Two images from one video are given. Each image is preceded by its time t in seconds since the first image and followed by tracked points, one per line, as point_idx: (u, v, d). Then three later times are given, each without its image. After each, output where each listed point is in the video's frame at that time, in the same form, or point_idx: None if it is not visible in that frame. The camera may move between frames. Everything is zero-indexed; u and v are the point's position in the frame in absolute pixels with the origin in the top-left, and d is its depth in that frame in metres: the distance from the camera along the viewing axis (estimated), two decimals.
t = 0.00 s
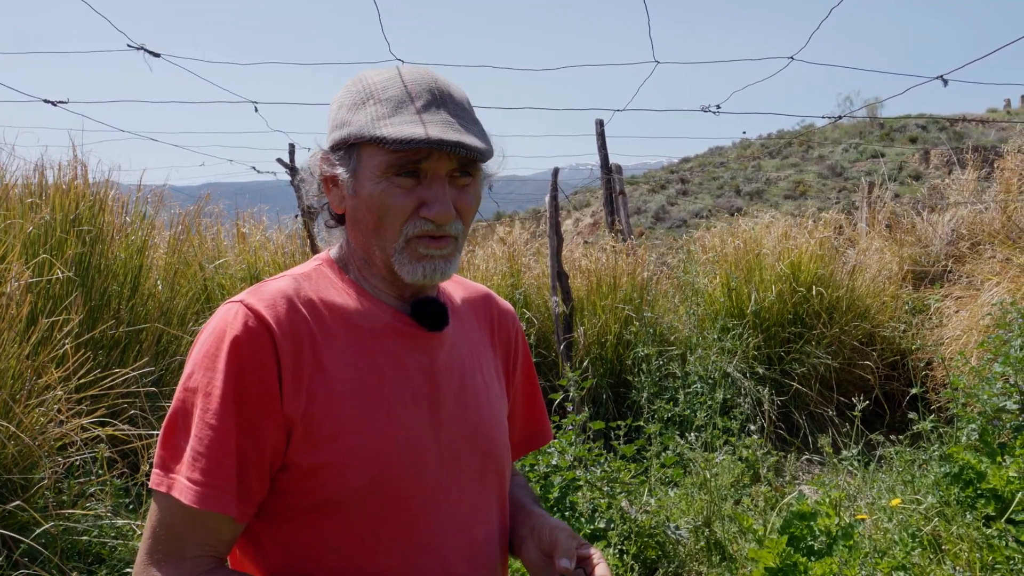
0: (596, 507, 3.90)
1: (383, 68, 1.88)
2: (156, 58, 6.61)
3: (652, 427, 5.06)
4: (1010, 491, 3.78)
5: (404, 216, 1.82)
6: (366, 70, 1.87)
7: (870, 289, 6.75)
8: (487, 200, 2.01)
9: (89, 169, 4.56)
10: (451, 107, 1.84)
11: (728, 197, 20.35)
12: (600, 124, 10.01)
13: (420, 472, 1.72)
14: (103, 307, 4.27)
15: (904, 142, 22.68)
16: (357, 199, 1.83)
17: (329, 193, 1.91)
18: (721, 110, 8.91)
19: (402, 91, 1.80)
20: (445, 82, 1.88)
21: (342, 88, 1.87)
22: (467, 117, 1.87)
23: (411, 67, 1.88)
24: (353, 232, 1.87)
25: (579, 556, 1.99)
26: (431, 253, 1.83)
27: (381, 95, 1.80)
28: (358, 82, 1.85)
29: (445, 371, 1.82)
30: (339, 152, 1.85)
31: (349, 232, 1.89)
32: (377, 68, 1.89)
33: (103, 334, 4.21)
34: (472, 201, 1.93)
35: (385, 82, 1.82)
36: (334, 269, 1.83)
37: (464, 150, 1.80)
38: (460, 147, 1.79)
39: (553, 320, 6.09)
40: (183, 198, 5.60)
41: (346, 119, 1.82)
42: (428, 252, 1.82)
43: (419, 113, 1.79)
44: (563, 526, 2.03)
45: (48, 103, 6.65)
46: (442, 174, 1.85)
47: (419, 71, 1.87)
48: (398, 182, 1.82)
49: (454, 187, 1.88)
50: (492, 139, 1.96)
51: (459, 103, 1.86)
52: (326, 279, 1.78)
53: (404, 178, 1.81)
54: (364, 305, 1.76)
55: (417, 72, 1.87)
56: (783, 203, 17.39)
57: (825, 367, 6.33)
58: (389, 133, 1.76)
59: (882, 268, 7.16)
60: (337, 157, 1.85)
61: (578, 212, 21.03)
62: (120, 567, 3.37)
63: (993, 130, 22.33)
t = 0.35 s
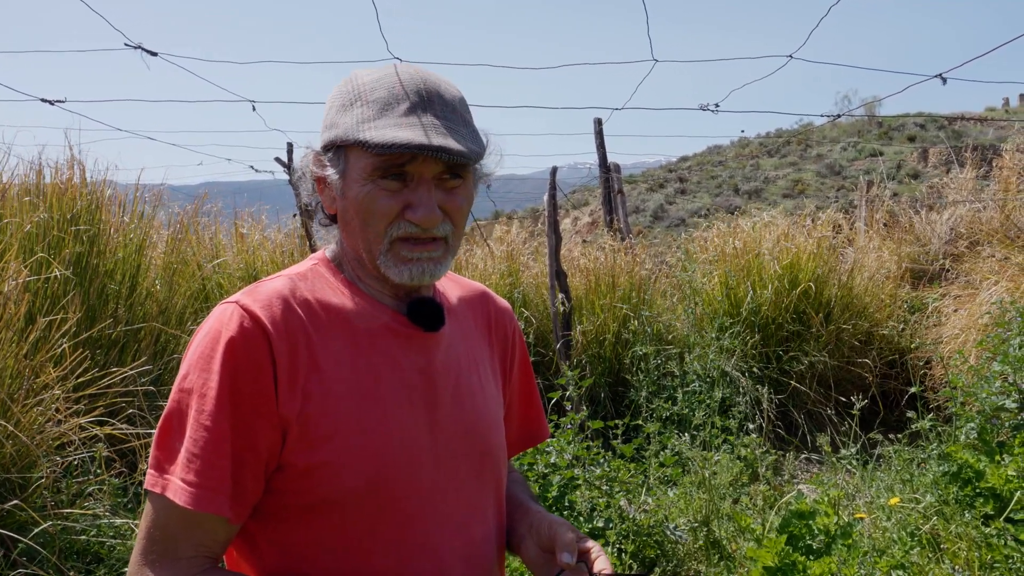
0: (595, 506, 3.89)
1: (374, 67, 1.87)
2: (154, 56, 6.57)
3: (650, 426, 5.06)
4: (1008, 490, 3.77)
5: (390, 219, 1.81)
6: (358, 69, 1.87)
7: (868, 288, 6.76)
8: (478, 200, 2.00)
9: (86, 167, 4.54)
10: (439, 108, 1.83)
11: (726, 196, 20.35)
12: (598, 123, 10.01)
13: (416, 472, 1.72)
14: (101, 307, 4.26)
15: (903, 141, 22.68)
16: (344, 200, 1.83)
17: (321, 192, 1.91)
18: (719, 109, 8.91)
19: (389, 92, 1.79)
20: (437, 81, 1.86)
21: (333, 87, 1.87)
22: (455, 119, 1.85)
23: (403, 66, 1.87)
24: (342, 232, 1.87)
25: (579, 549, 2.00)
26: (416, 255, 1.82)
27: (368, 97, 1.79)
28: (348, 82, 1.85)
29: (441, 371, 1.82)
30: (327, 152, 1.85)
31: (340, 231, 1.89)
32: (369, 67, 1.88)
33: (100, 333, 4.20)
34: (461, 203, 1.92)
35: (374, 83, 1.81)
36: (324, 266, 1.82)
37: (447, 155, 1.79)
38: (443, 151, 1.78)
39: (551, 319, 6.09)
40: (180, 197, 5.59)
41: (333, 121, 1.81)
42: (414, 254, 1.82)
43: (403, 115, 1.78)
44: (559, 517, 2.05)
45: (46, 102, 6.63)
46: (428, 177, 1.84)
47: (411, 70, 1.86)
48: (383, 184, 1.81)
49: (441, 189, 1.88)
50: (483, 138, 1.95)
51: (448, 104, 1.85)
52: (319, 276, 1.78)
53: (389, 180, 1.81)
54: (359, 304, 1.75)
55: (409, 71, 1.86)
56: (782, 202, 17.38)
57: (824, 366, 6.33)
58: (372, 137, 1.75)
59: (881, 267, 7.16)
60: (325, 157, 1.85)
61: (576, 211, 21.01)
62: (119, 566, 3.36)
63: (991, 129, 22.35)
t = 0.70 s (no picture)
0: (595, 504, 3.89)
1: (375, 66, 1.86)
2: (153, 54, 6.56)
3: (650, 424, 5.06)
4: (1007, 488, 3.77)
5: (389, 223, 1.81)
6: (359, 68, 1.86)
7: (867, 286, 6.76)
8: (476, 203, 1.99)
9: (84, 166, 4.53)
10: (440, 112, 1.82)
11: (726, 195, 20.35)
12: (598, 121, 10.00)
13: (413, 471, 1.71)
14: (100, 305, 4.26)
15: (903, 139, 22.69)
16: (343, 203, 1.82)
17: (319, 192, 1.90)
18: (719, 107, 8.89)
19: (390, 94, 1.78)
20: (438, 83, 1.85)
21: (332, 84, 1.86)
22: (457, 122, 1.85)
23: (404, 65, 1.86)
24: (340, 234, 1.86)
25: (576, 548, 1.99)
26: (415, 260, 1.81)
27: (370, 98, 1.78)
28: (348, 81, 1.84)
29: (438, 370, 1.81)
30: (327, 152, 1.84)
31: (337, 233, 1.88)
32: (370, 66, 1.87)
33: (99, 332, 4.21)
34: (460, 207, 1.91)
35: (375, 84, 1.80)
36: (320, 265, 1.81)
37: (449, 161, 1.78)
38: (445, 158, 1.78)
39: (551, 318, 6.08)
40: (179, 195, 5.59)
41: (334, 122, 1.80)
42: (413, 259, 1.81)
43: (405, 119, 1.77)
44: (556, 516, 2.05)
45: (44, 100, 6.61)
46: (428, 182, 1.83)
47: (412, 71, 1.85)
48: (383, 188, 1.80)
49: (441, 193, 1.87)
50: (483, 140, 1.94)
51: (450, 107, 1.84)
52: (315, 276, 1.77)
53: (390, 184, 1.80)
54: (355, 303, 1.75)
55: (410, 72, 1.85)
56: (781, 200, 17.36)
57: (823, 365, 6.32)
58: (374, 141, 1.74)
59: (880, 266, 7.17)
60: (325, 157, 1.84)
61: (575, 210, 21.00)
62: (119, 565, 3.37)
63: (991, 127, 22.35)
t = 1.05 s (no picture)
0: (594, 502, 3.89)
1: (375, 65, 1.85)
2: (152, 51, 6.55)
3: (649, 422, 5.06)
4: (1006, 486, 3.78)
5: (389, 224, 1.80)
6: (358, 66, 1.85)
7: (865, 285, 6.77)
8: (476, 202, 1.98)
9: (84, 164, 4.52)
10: (442, 114, 1.82)
11: (725, 193, 20.35)
12: (598, 119, 9.99)
13: (410, 470, 1.71)
14: (100, 303, 4.26)
15: (902, 137, 22.68)
16: (342, 203, 1.82)
17: (316, 191, 1.90)
18: (718, 105, 8.88)
19: (391, 95, 1.78)
20: (438, 83, 1.85)
21: (332, 83, 1.85)
22: (458, 123, 1.85)
23: (404, 64, 1.85)
24: (338, 233, 1.85)
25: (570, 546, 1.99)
26: (415, 261, 1.81)
27: (371, 99, 1.78)
28: (348, 80, 1.83)
29: (434, 369, 1.81)
30: (326, 152, 1.83)
31: (335, 232, 1.87)
32: (370, 64, 1.86)
33: (99, 330, 4.21)
34: (460, 208, 1.90)
35: (375, 84, 1.80)
36: (316, 263, 1.81)
37: (450, 164, 1.78)
38: (447, 161, 1.78)
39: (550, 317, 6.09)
40: (179, 193, 5.58)
41: (333, 121, 1.80)
42: (413, 260, 1.81)
43: (407, 121, 1.77)
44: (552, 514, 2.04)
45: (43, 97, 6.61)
46: (428, 183, 1.83)
47: (412, 70, 1.84)
48: (383, 189, 1.80)
49: (441, 194, 1.86)
50: (483, 140, 1.94)
51: (450, 108, 1.84)
52: (310, 275, 1.76)
53: (390, 185, 1.79)
54: (351, 302, 1.75)
55: (410, 70, 1.84)
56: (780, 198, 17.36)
57: (820, 363, 6.32)
58: (376, 143, 1.74)
59: (879, 264, 7.17)
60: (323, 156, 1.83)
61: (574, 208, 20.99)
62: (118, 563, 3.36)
63: (989, 126, 22.35)
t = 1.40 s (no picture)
0: (593, 501, 3.88)
1: (402, 65, 1.82)
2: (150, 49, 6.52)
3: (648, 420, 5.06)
4: (1006, 485, 3.79)
5: (420, 227, 1.78)
6: (386, 65, 1.81)
7: (864, 284, 6.77)
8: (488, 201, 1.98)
9: (83, 163, 4.51)
10: (476, 121, 1.82)
11: (725, 192, 20.34)
12: (597, 117, 10.00)
13: (403, 470, 1.71)
14: (99, 301, 4.26)
15: (902, 136, 22.68)
16: (369, 201, 1.77)
17: (330, 186, 1.82)
18: (718, 103, 8.86)
19: (432, 98, 1.76)
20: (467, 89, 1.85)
21: (357, 79, 1.79)
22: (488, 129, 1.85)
23: (432, 67, 1.84)
24: (359, 230, 1.81)
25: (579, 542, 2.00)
26: (440, 264, 1.82)
27: (412, 100, 1.74)
28: (378, 77, 1.77)
29: (428, 368, 1.81)
30: (356, 149, 1.76)
31: (353, 226, 1.82)
32: (395, 64, 1.82)
33: (99, 328, 4.21)
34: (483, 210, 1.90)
35: (412, 86, 1.77)
36: (311, 263, 1.80)
37: (492, 171, 1.79)
38: (491, 168, 1.78)
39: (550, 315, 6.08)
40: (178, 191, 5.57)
41: (371, 120, 1.74)
42: (439, 263, 1.81)
43: (451, 126, 1.75)
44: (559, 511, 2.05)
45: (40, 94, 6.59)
46: (461, 188, 1.81)
47: (441, 73, 1.83)
48: (419, 192, 1.77)
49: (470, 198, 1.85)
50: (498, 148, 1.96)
51: (480, 114, 1.84)
52: (305, 275, 1.76)
53: (427, 188, 1.76)
54: (346, 301, 1.74)
55: (440, 74, 1.82)
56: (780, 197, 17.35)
57: (817, 359, 6.31)
58: (429, 147, 1.71)
59: (878, 262, 7.17)
60: (354, 153, 1.76)
61: (574, 206, 20.97)
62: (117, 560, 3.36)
63: (989, 124, 22.35)
